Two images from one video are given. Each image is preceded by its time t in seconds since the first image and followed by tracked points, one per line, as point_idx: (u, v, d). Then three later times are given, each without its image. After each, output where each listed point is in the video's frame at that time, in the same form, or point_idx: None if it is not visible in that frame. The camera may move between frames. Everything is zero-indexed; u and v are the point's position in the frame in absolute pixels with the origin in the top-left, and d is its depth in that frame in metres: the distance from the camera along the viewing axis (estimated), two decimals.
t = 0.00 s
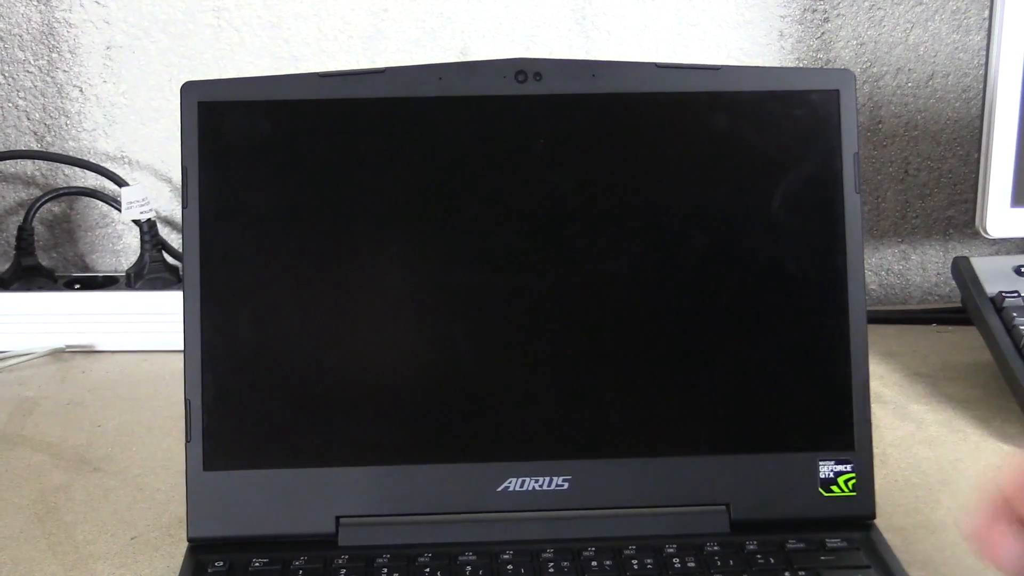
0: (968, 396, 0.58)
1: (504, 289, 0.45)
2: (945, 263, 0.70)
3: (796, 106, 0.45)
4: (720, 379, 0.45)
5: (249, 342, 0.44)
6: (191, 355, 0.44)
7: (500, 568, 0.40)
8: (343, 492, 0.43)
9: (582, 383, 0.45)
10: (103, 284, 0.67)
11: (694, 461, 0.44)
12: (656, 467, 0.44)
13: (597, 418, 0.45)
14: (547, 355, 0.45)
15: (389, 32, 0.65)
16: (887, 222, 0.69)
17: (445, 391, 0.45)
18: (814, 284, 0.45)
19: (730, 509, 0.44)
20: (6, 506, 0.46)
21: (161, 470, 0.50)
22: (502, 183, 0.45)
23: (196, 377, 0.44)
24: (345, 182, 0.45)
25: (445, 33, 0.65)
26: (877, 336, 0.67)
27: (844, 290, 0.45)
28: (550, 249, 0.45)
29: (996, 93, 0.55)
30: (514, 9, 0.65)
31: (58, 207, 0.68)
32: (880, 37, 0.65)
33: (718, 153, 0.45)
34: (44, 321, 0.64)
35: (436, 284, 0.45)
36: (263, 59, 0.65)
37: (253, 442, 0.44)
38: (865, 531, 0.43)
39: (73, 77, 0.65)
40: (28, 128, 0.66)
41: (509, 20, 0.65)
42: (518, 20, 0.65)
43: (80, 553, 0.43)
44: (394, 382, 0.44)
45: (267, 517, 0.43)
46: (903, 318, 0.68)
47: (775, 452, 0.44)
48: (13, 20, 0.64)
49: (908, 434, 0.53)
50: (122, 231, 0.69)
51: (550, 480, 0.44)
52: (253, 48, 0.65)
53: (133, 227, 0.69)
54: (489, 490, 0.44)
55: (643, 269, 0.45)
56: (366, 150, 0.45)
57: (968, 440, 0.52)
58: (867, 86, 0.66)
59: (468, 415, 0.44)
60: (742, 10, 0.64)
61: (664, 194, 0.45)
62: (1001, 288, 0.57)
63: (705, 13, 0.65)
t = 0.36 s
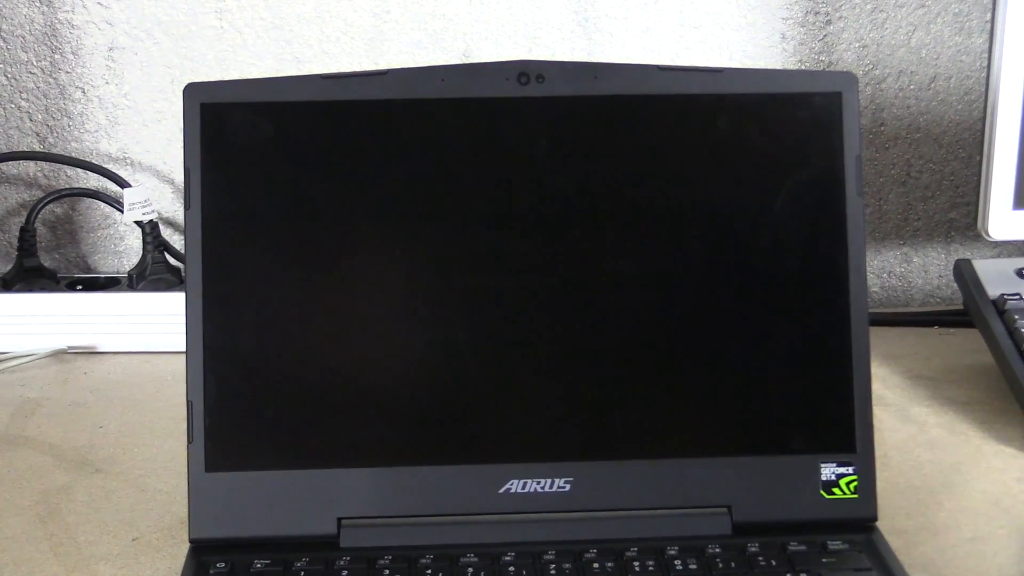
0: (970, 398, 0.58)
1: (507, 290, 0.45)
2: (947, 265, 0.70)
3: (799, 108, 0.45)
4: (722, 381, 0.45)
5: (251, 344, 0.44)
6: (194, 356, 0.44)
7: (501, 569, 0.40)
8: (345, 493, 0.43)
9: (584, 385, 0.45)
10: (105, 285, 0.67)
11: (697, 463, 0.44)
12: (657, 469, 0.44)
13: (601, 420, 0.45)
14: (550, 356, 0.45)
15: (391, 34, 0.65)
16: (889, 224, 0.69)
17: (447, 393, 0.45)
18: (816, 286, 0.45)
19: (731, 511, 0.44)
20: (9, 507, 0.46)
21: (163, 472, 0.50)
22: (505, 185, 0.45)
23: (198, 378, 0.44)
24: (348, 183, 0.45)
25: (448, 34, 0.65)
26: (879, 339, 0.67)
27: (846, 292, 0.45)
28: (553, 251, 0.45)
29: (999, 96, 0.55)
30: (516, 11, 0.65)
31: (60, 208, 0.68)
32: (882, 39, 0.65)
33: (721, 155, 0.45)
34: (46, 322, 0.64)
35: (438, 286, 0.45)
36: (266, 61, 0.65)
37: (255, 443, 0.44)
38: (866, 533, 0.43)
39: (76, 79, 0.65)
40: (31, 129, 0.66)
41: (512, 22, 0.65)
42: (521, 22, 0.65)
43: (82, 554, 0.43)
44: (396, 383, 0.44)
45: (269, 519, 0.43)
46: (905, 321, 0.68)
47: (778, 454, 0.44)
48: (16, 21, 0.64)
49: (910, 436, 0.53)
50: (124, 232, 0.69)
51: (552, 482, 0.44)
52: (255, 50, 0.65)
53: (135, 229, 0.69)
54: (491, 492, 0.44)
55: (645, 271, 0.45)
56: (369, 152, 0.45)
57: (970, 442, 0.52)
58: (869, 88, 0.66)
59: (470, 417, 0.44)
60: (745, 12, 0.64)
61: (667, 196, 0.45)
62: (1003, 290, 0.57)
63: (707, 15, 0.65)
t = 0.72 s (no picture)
0: (972, 399, 0.58)
1: (509, 291, 0.45)
2: (949, 266, 0.70)
3: (801, 108, 0.45)
4: (724, 381, 0.45)
5: (254, 344, 0.44)
6: (196, 357, 0.44)
7: (503, 570, 0.41)
8: (347, 494, 0.43)
9: (587, 385, 0.45)
10: (107, 285, 0.67)
11: (698, 463, 0.44)
12: (659, 470, 0.44)
13: (603, 420, 0.45)
14: (552, 356, 0.45)
15: (393, 34, 0.65)
16: (891, 225, 0.69)
17: (450, 393, 0.45)
18: (818, 286, 0.45)
19: (733, 511, 0.44)
20: (11, 508, 0.46)
21: (166, 472, 0.50)
22: (508, 185, 0.45)
23: (200, 378, 0.44)
24: (350, 183, 0.45)
25: (450, 35, 0.65)
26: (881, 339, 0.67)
27: (848, 292, 0.45)
28: (556, 251, 0.45)
29: (1000, 97, 0.55)
30: (519, 11, 0.65)
31: (62, 209, 0.68)
32: (884, 40, 0.65)
33: (723, 155, 0.45)
34: (48, 322, 0.64)
35: (441, 286, 0.45)
36: (268, 61, 0.65)
37: (256, 443, 0.44)
38: (868, 534, 0.43)
39: (78, 79, 0.65)
40: (33, 129, 0.66)
41: (514, 22, 0.65)
42: (523, 23, 0.65)
43: (84, 554, 0.43)
44: (398, 384, 0.44)
45: (271, 519, 0.43)
46: (907, 321, 0.68)
47: (780, 454, 0.44)
48: (19, 21, 0.64)
49: (912, 436, 0.53)
50: (126, 233, 0.69)
51: (554, 482, 0.44)
52: (257, 50, 0.65)
53: (136, 229, 0.69)
54: (493, 492, 0.44)
55: (647, 271, 0.45)
56: (372, 153, 0.45)
57: (972, 443, 0.52)
58: (871, 89, 0.66)
59: (472, 418, 0.44)
60: (747, 12, 0.64)
61: (669, 196, 0.45)
62: (1004, 289, 0.57)
63: (710, 16, 0.65)
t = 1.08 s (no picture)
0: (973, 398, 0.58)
1: (510, 290, 0.45)
2: (950, 265, 0.70)
3: (801, 108, 0.45)
4: (724, 380, 0.45)
5: (254, 345, 0.44)
6: (196, 357, 0.44)
7: (504, 570, 0.41)
8: (348, 494, 0.43)
9: (588, 384, 0.45)
10: (108, 287, 0.67)
11: (699, 463, 0.44)
12: (660, 469, 0.44)
13: (604, 419, 0.45)
14: (553, 356, 0.45)
15: (393, 34, 0.65)
16: (892, 224, 0.69)
17: (451, 393, 0.45)
18: (819, 285, 0.45)
19: (734, 511, 0.44)
20: (12, 508, 0.46)
21: (166, 472, 0.50)
22: (508, 185, 0.45)
23: (201, 379, 0.44)
24: (350, 183, 0.45)
25: (450, 34, 0.65)
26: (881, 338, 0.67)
27: (849, 292, 0.45)
28: (556, 250, 0.45)
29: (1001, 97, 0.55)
30: (518, 11, 0.65)
31: (63, 210, 0.68)
32: (885, 38, 0.65)
33: (723, 155, 0.45)
34: (49, 323, 0.64)
35: (441, 286, 0.45)
36: (268, 62, 0.65)
37: (257, 444, 0.44)
38: (869, 533, 0.43)
39: (78, 80, 0.65)
40: (33, 130, 0.66)
41: (514, 22, 0.65)
42: (522, 23, 0.65)
43: (86, 555, 0.43)
44: (400, 384, 0.44)
45: (272, 520, 0.43)
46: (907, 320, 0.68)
47: (780, 454, 0.44)
48: (18, 23, 0.64)
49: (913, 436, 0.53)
50: (127, 234, 0.69)
51: (554, 482, 0.44)
52: (257, 51, 0.65)
53: (138, 230, 0.69)
54: (494, 492, 0.44)
55: (648, 271, 0.45)
56: (372, 153, 0.45)
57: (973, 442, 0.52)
58: (871, 88, 0.66)
59: (473, 418, 0.44)
60: (747, 12, 0.64)
61: (669, 196, 0.45)
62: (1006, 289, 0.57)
63: (710, 15, 0.65)
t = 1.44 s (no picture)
0: (974, 398, 0.58)
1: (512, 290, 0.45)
2: (950, 264, 0.70)
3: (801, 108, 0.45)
4: (726, 380, 0.45)
5: (255, 345, 0.44)
6: (197, 357, 0.44)
7: (506, 570, 0.41)
8: (349, 494, 0.43)
9: (590, 384, 0.45)
10: (109, 287, 0.67)
11: (700, 463, 0.44)
12: (661, 469, 0.44)
13: (604, 419, 0.45)
14: (554, 355, 0.45)
15: (393, 34, 0.65)
16: (893, 223, 0.69)
17: (452, 393, 0.45)
18: (819, 285, 0.45)
19: (735, 511, 0.44)
20: (13, 509, 0.46)
21: (167, 473, 0.50)
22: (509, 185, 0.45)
23: (201, 379, 0.44)
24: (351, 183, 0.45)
25: (450, 35, 0.65)
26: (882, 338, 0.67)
27: (850, 291, 0.45)
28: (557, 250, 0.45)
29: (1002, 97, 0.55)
30: (519, 11, 0.65)
31: (64, 211, 0.68)
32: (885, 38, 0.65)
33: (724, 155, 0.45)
34: (50, 324, 0.64)
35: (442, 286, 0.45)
36: (268, 61, 0.65)
37: (257, 444, 0.44)
38: (870, 533, 0.43)
39: (79, 80, 0.65)
40: (34, 131, 0.66)
41: (514, 22, 0.65)
42: (523, 23, 0.65)
43: (86, 556, 0.43)
44: (401, 384, 0.44)
45: (273, 520, 0.43)
46: (908, 320, 0.68)
47: (782, 454, 0.44)
48: (19, 23, 0.64)
49: (914, 436, 0.53)
50: (128, 234, 0.69)
51: (555, 483, 0.44)
52: (257, 51, 0.65)
53: (139, 231, 0.69)
54: (495, 493, 0.44)
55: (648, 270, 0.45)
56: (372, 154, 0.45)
57: (975, 442, 0.52)
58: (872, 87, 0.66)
59: (474, 418, 0.44)
60: (748, 12, 0.65)
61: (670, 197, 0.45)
62: (1007, 289, 0.57)
63: (710, 15, 0.65)
